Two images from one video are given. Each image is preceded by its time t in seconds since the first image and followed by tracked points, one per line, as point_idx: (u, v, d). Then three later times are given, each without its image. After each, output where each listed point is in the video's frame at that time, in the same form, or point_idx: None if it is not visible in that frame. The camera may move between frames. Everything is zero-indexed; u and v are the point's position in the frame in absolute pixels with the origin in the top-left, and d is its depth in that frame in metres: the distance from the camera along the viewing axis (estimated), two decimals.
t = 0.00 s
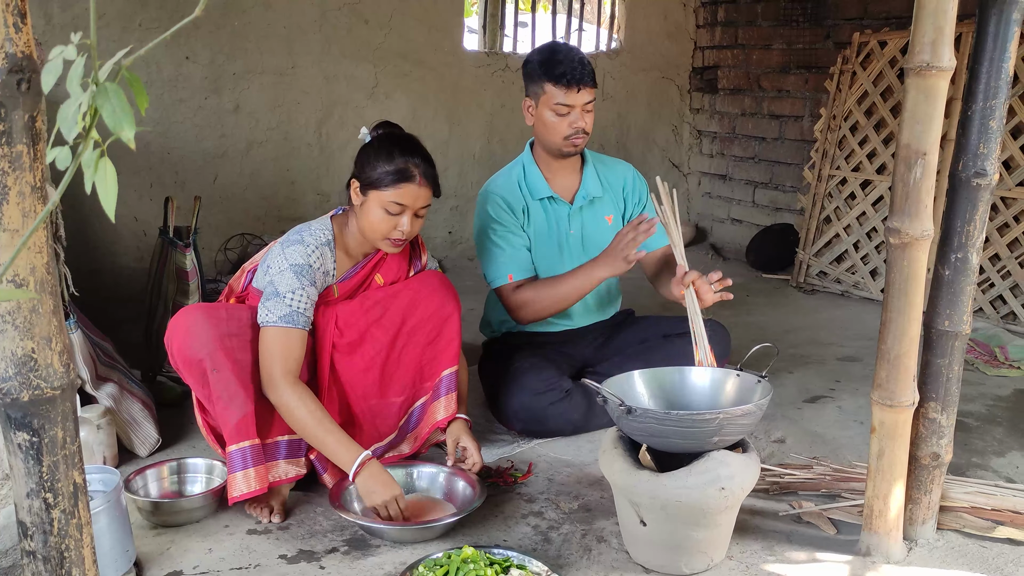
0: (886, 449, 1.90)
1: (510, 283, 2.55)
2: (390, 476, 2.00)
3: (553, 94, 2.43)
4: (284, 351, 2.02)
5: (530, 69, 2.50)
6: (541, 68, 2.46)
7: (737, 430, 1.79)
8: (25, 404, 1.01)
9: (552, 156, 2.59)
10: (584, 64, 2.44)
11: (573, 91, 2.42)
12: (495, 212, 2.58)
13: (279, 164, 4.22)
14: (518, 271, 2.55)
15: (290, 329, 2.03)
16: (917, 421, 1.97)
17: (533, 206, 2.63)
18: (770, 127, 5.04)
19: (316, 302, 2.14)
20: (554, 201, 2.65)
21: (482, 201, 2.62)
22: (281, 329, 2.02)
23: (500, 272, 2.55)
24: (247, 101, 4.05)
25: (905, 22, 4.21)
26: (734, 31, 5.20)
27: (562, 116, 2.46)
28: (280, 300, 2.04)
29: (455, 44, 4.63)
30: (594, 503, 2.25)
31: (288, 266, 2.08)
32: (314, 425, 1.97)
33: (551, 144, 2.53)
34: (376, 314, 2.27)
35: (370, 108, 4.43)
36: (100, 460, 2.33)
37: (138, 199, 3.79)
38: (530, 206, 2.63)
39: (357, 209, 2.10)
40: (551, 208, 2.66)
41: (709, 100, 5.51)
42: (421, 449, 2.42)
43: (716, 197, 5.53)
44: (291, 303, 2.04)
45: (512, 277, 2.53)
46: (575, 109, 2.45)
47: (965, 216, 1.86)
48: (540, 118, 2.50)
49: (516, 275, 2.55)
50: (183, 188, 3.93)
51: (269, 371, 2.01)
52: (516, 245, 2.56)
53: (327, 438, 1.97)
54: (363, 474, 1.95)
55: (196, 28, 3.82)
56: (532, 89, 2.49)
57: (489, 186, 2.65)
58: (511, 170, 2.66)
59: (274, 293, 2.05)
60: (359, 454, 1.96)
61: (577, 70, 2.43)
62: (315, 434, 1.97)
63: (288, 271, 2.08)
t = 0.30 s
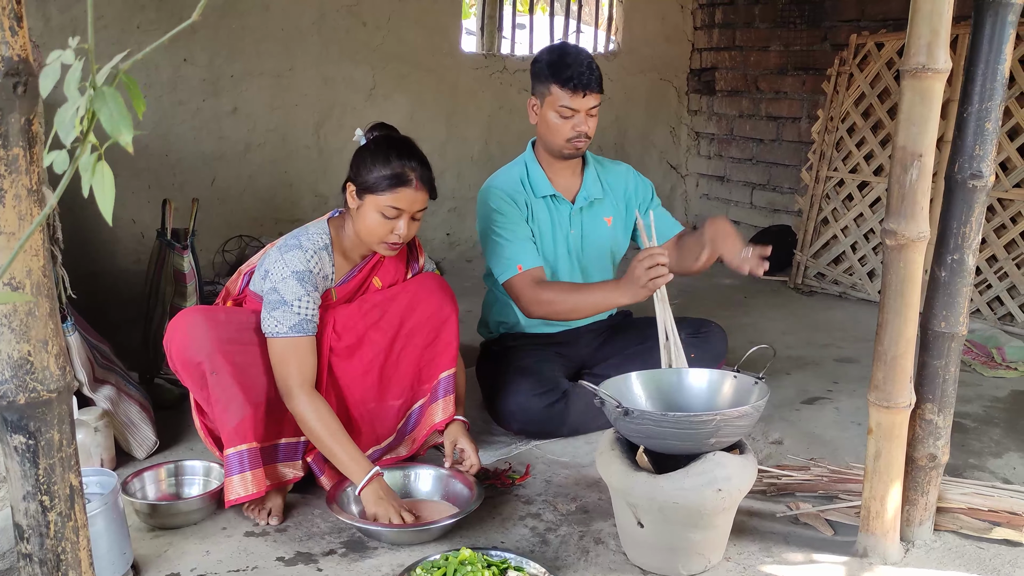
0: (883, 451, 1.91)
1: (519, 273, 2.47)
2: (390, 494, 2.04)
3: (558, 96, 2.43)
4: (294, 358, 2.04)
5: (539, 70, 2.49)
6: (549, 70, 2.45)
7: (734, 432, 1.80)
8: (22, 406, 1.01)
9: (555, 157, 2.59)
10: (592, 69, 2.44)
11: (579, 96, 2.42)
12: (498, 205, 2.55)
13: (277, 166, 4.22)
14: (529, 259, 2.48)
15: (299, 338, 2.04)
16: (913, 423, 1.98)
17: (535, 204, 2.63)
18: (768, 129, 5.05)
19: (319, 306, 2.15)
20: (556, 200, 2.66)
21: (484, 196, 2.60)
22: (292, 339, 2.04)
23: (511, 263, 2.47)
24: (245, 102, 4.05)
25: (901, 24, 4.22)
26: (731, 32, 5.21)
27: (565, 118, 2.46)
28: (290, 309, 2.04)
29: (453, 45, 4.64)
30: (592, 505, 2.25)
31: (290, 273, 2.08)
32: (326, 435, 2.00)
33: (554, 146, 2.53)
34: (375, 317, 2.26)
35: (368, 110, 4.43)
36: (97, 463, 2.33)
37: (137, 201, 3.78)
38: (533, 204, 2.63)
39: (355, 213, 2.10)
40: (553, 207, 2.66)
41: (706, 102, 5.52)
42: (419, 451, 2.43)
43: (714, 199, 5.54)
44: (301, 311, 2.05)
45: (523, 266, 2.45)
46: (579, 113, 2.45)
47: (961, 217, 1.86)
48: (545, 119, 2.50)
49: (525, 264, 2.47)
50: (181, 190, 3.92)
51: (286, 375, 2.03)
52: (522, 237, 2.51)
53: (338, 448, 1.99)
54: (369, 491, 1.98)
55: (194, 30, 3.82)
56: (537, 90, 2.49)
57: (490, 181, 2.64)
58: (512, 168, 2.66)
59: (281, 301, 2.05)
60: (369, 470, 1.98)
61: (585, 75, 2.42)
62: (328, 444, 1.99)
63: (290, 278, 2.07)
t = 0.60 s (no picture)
0: (879, 451, 1.91)
1: (511, 292, 2.51)
2: (400, 479, 2.04)
3: (591, 101, 2.40)
4: (290, 359, 2.03)
5: (574, 70, 2.44)
6: (586, 74, 2.41)
7: (730, 432, 1.80)
8: (18, 409, 1.01)
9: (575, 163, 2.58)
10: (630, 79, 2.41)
11: (613, 104, 2.39)
12: (511, 219, 2.56)
13: (274, 167, 4.22)
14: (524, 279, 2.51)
15: (293, 338, 2.04)
16: (910, 423, 1.98)
17: (551, 213, 2.62)
18: (764, 130, 5.06)
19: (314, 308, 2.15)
20: (573, 208, 2.64)
21: (499, 207, 2.58)
22: (285, 339, 2.03)
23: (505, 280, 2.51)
24: (242, 104, 4.05)
25: (897, 25, 4.23)
26: (728, 34, 5.22)
27: (594, 125, 2.43)
28: (283, 309, 2.04)
29: (450, 47, 4.64)
30: (589, 506, 2.25)
31: (283, 273, 2.08)
32: (325, 432, 2.00)
33: (577, 151, 2.51)
34: (369, 318, 2.27)
35: (365, 112, 4.44)
36: (94, 465, 2.33)
37: (134, 203, 3.78)
38: (549, 213, 2.62)
39: (348, 214, 2.11)
40: (570, 215, 2.64)
41: (703, 103, 5.52)
42: (415, 453, 2.41)
43: (711, 200, 5.54)
44: (295, 311, 2.05)
45: (516, 286, 2.48)
46: (610, 122, 2.42)
47: (957, 218, 1.87)
48: (572, 122, 2.46)
49: (519, 284, 2.50)
50: (178, 192, 3.92)
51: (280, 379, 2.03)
52: (525, 254, 2.54)
53: (340, 446, 1.99)
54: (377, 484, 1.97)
55: (191, 32, 3.82)
56: (568, 92, 2.45)
57: (504, 190, 2.61)
58: (528, 174, 2.64)
59: (275, 301, 2.05)
60: (371, 462, 1.99)
61: (621, 84, 2.39)
62: (329, 441, 1.99)
63: (284, 278, 2.07)
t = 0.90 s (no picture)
0: (873, 451, 1.92)
1: (507, 291, 2.57)
2: (394, 501, 2.03)
3: (604, 100, 2.40)
4: (292, 361, 2.03)
5: (586, 72, 2.44)
6: (599, 74, 2.41)
7: (724, 432, 1.80)
8: (12, 409, 1.01)
9: (582, 163, 2.57)
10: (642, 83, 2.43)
11: (626, 104, 2.40)
12: (508, 217, 2.57)
13: (269, 168, 4.22)
14: (520, 281, 2.56)
15: (296, 342, 2.04)
16: (904, 423, 1.99)
17: (550, 214, 2.61)
18: (759, 131, 5.07)
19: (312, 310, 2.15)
20: (572, 211, 2.63)
21: (498, 205, 2.59)
22: (288, 344, 2.03)
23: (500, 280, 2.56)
24: (237, 105, 4.05)
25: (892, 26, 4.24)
26: (723, 35, 5.23)
27: (605, 125, 2.42)
28: (285, 314, 2.04)
29: (446, 48, 4.64)
30: (585, 506, 2.26)
31: (283, 279, 2.08)
32: (322, 438, 1.99)
33: (585, 152, 2.50)
34: (367, 320, 2.27)
35: (361, 113, 4.44)
36: (89, 467, 2.32)
37: (129, 204, 3.78)
38: (547, 214, 2.61)
39: (343, 216, 2.10)
40: (568, 218, 2.63)
41: (699, 104, 5.53)
42: (412, 453, 2.42)
43: (707, 201, 5.55)
44: (296, 316, 2.05)
45: (511, 286, 2.53)
46: (620, 122, 2.42)
47: (950, 219, 1.88)
48: (582, 122, 2.46)
49: (514, 284, 2.56)
50: (173, 193, 3.92)
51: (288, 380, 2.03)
52: (521, 254, 2.56)
53: (337, 452, 1.98)
54: (371, 497, 1.97)
55: (186, 33, 3.82)
56: (580, 91, 2.45)
57: (505, 189, 2.62)
58: (531, 174, 2.64)
59: (276, 306, 2.05)
60: (368, 477, 1.98)
61: (634, 86, 2.40)
62: (327, 448, 1.99)
63: (284, 283, 2.07)
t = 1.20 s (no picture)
0: (869, 451, 1.92)
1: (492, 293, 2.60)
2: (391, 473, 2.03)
3: (596, 102, 2.37)
4: (274, 358, 2.06)
5: (582, 73, 2.42)
6: (592, 78, 2.39)
7: (720, 433, 1.81)
8: (8, 411, 1.01)
9: (571, 166, 2.53)
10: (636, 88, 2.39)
11: (618, 107, 2.36)
12: (490, 220, 2.58)
13: (266, 169, 4.22)
14: (505, 284, 2.59)
15: (277, 345, 2.05)
16: (900, 423, 1.99)
17: (533, 218, 2.60)
18: (756, 131, 5.08)
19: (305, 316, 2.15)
20: (556, 216, 2.61)
21: (483, 206, 2.61)
22: (269, 346, 2.06)
23: (485, 282, 2.60)
24: (234, 106, 4.05)
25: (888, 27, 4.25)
26: (719, 35, 5.24)
27: (597, 127, 2.39)
28: (268, 317, 2.06)
29: (443, 49, 4.64)
30: (581, 507, 2.26)
31: (275, 281, 2.08)
32: (310, 432, 2.03)
33: (576, 156, 2.47)
34: (363, 322, 2.26)
35: (357, 114, 4.44)
36: (85, 468, 2.32)
37: (125, 205, 3.77)
38: (530, 217, 2.60)
39: (343, 219, 2.11)
40: (553, 222, 2.62)
41: (695, 104, 5.54)
42: (409, 454, 2.42)
43: (703, 201, 5.56)
44: (279, 319, 2.06)
45: (494, 289, 2.57)
46: (612, 125, 2.39)
47: (945, 219, 1.88)
48: (574, 125, 2.43)
49: (498, 286, 2.59)
50: (170, 194, 3.91)
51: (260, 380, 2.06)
52: (504, 256, 2.59)
53: (324, 441, 2.02)
54: (364, 472, 1.98)
55: (183, 34, 3.82)
56: (574, 94, 2.43)
57: (492, 189, 2.63)
58: (520, 177, 2.63)
59: (260, 309, 2.06)
60: (359, 451, 2.00)
61: (627, 90, 2.37)
62: (316, 441, 2.02)
63: (275, 286, 2.08)
